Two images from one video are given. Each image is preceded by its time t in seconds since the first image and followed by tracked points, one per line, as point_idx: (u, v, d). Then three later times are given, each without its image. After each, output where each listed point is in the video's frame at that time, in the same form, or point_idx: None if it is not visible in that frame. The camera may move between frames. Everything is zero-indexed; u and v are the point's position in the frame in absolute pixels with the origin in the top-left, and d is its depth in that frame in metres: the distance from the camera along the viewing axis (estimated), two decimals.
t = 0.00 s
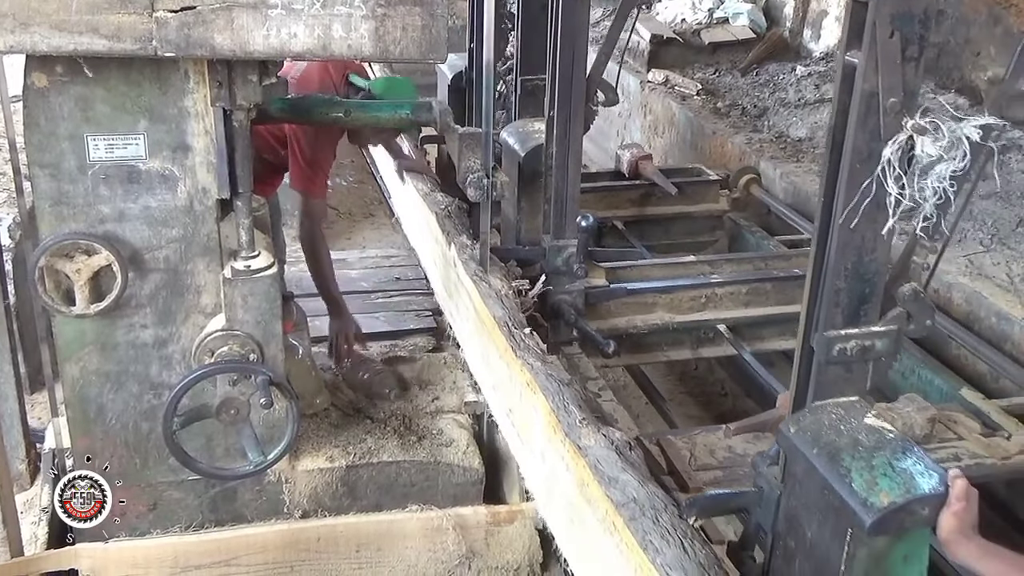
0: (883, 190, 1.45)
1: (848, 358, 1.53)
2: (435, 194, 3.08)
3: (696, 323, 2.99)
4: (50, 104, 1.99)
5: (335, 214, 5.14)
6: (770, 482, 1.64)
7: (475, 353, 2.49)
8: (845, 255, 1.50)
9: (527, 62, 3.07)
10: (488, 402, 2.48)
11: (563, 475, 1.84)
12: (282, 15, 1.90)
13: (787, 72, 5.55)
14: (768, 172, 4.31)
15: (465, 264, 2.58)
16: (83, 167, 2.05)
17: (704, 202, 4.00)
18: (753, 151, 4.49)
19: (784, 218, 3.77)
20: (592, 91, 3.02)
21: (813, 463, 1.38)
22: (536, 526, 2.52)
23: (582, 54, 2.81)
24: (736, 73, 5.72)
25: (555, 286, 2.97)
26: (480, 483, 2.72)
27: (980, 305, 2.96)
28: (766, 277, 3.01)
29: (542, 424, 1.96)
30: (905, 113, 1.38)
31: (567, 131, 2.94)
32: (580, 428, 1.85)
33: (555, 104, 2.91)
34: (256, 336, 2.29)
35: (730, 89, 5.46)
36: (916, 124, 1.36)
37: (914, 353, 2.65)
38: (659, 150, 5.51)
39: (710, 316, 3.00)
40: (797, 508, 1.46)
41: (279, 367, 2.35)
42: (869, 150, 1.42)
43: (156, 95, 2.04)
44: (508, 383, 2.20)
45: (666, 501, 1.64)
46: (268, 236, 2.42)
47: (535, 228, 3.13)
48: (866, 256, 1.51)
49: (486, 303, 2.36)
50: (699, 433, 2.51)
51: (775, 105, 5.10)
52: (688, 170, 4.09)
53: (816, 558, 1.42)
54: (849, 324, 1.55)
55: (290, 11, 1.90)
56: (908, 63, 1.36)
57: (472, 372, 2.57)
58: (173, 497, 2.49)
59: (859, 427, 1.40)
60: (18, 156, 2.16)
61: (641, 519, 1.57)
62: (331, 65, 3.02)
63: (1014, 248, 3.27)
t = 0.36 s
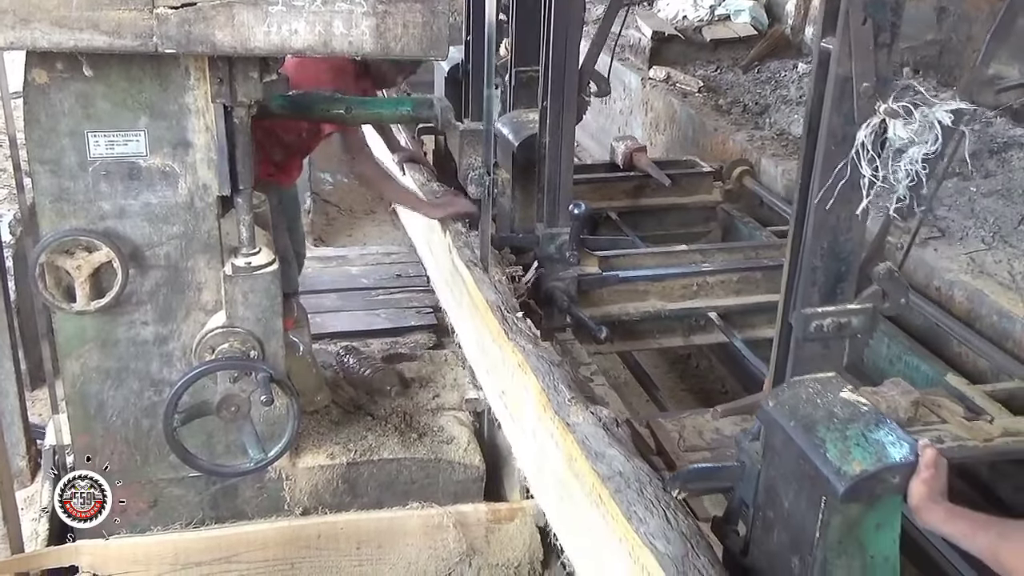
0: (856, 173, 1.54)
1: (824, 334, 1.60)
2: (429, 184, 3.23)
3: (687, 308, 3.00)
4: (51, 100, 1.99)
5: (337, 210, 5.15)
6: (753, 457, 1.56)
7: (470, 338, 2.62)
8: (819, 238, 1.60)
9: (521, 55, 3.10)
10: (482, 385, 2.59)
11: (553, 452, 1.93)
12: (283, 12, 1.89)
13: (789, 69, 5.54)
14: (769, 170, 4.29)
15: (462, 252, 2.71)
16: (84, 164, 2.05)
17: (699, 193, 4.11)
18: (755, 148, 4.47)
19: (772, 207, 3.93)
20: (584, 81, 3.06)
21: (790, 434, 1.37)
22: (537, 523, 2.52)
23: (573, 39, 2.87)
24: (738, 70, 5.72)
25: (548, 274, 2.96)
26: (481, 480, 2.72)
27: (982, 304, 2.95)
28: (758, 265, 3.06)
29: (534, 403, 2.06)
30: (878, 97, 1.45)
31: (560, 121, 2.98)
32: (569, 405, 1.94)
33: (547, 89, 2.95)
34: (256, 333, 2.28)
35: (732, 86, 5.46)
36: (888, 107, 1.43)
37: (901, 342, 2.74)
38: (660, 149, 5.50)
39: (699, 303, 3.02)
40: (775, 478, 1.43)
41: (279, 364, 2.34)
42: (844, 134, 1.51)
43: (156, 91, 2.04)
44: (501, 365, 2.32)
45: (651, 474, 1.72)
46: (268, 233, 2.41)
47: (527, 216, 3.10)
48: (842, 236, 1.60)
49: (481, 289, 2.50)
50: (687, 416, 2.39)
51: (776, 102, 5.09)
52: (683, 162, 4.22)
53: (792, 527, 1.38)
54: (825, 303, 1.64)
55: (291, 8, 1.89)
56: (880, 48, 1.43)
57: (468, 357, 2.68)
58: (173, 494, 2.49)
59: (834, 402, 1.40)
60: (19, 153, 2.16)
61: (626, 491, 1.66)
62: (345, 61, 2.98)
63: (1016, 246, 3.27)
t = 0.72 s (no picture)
0: (822, 152, 1.87)
1: (795, 306, 1.97)
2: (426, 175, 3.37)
3: (674, 294, 3.29)
4: (47, 98, 1.98)
5: (336, 208, 5.14)
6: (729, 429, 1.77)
7: (459, 320, 2.68)
8: (790, 215, 1.96)
9: (512, 47, 3.32)
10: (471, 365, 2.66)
11: (539, 426, 2.01)
12: (281, 10, 1.89)
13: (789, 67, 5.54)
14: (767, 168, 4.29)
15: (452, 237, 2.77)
16: (81, 162, 2.05)
17: (689, 183, 4.26)
18: (753, 145, 4.46)
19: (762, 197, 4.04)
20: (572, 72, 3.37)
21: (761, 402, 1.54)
22: (536, 521, 2.53)
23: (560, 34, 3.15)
24: (738, 67, 5.72)
25: (538, 260, 3.26)
26: (480, 478, 2.71)
27: (981, 301, 2.96)
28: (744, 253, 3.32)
29: (520, 379, 2.12)
30: (841, 81, 1.80)
31: (549, 110, 3.26)
32: (555, 381, 2.03)
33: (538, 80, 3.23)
34: (254, 332, 2.29)
35: (731, 83, 5.45)
36: (851, 90, 1.75)
37: (883, 325, 2.86)
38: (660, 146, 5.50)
39: (686, 289, 3.31)
40: (747, 446, 1.60)
41: (278, 362, 2.34)
42: (810, 116, 1.87)
43: (154, 89, 2.03)
44: (489, 344, 2.38)
45: (631, 443, 1.82)
46: (267, 231, 2.41)
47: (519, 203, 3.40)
48: (810, 213, 1.96)
49: (471, 272, 2.55)
50: (674, 396, 2.79)
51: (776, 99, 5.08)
52: (673, 152, 4.34)
53: (764, 492, 1.54)
54: (797, 276, 2.00)
55: (289, 6, 1.89)
56: (844, 34, 1.78)
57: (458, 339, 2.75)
58: (172, 492, 2.49)
59: (804, 371, 1.59)
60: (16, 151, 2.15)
61: (606, 460, 1.75)
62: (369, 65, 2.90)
63: (1015, 243, 3.27)
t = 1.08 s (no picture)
0: (794, 139, 2.16)
1: (771, 285, 2.29)
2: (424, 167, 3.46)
3: (664, 283, 3.34)
4: (48, 97, 1.98)
5: (337, 206, 5.14)
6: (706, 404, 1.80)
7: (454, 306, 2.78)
8: (767, 196, 2.25)
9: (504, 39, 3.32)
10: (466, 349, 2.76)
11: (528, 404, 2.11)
12: (282, 9, 1.89)
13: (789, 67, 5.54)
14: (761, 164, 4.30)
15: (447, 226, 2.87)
16: (82, 161, 2.04)
17: (681, 176, 4.24)
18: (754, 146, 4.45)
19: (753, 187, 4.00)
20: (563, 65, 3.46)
21: (738, 376, 1.56)
22: (536, 521, 2.53)
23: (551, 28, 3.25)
24: (738, 66, 5.71)
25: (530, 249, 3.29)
26: (480, 478, 2.71)
27: (982, 301, 2.96)
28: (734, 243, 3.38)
29: (511, 359, 2.22)
30: (815, 69, 2.03)
31: (541, 105, 3.36)
32: (544, 360, 2.13)
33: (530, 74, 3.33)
34: (255, 331, 2.29)
35: (732, 83, 5.45)
36: (825, 77, 2.00)
37: (870, 313, 2.87)
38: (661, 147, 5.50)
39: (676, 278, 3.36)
40: (726, 419, 1.62)
41: (278, 362, 2.35)
42: (784, 101, 2.13)
43: (154, 88, 2.03)
44: (482, 328, 2.48)
45: (613, 419, 1.92)
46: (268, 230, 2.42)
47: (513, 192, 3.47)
48: (785, 194, 2.26)
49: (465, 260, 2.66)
50: (662, 379, 2.87)
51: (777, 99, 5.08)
52: (667, 147, 4.36)
53: (740, 464, 1.56)
54: (773, 254, 2.32)
55: (289, 5, 1.89)
56: (817, 25, 2.01)
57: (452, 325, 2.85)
58: (172, 491, 2.49)
59: (779, 348, 1.61)
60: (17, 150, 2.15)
61: (591, 434, 1.84)
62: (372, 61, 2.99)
63: (1016, 243, 3.27)
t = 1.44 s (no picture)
0: (766, 116, 2.24)
1: (746, 258, 2.36)
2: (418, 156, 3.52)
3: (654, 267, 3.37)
4: (46, 99, 1.99)
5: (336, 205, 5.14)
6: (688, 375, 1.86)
7: (446, 289, 2.86)
8: (740, 172, 2.30)
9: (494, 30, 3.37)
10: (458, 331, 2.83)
11: (516, 377, 2.19)
12: (278, 7, 1.89)
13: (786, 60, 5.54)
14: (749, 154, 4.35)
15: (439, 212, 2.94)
16: (81, 162, 2.05)
17: (671, 164, 4.20)
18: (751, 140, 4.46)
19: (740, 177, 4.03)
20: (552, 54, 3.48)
21: (714, 344, 1.67)
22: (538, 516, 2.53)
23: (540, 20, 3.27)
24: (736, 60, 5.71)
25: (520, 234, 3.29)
26: (482, 474, 2.72)
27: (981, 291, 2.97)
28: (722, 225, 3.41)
29: (500, 335, 2.30)
30: (783, 50, 2.13)
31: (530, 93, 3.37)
32: (531, 336, 2.20)
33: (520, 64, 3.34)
34: (255, 330, 2.29)
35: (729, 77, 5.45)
36: (792, 57, 2.10)
37: (853, 295, 2.95)
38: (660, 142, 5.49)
39: (666, 262, 3.39)
40: (703, 387, 1.72)
41: (279, 360, 2.35)
42: (754, 81, 2.20)
43: (152, 89, 2.04)
44: (472, 308, 2.56)
45: (598, 390, 2.00)
46: (267, 229, 2.42)
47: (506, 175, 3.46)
48: (758, 170, 2.31)
49: (456, 244, 2.74)
50: (649, 358, 3.10)
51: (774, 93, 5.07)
52: (657, 134, 4.35)
53: (717, 427, 1.66)
54: (747, 229, 2.36)
55: (286, 3, 1.89)
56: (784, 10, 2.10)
57: (445, 308, 2.93)
58: (175, 490, 2.49)
59: (754, 316, 1.72)
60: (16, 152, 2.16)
61: (576, 404, 1.92)
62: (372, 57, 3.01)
63: (1015, 234, 3.27)
